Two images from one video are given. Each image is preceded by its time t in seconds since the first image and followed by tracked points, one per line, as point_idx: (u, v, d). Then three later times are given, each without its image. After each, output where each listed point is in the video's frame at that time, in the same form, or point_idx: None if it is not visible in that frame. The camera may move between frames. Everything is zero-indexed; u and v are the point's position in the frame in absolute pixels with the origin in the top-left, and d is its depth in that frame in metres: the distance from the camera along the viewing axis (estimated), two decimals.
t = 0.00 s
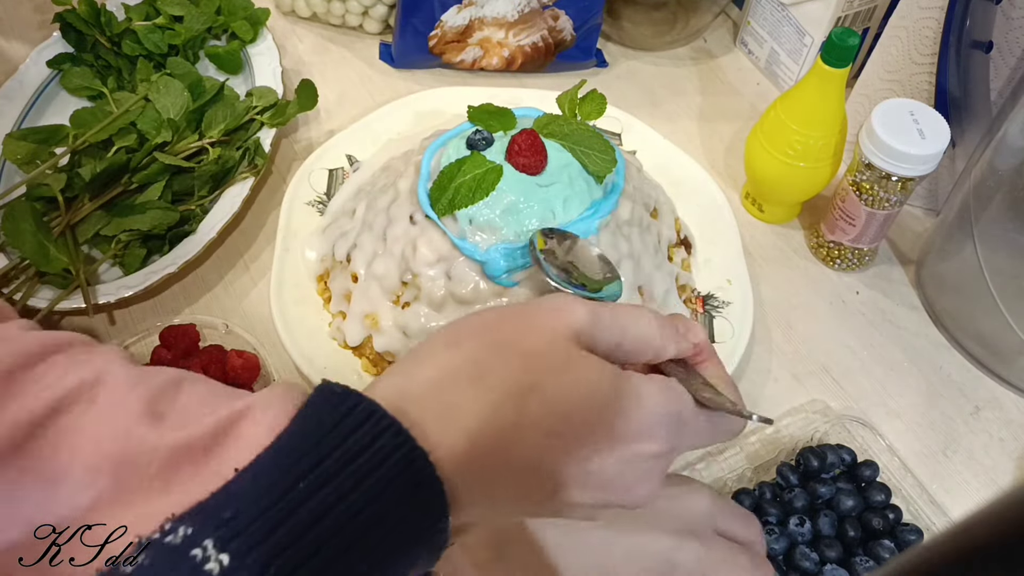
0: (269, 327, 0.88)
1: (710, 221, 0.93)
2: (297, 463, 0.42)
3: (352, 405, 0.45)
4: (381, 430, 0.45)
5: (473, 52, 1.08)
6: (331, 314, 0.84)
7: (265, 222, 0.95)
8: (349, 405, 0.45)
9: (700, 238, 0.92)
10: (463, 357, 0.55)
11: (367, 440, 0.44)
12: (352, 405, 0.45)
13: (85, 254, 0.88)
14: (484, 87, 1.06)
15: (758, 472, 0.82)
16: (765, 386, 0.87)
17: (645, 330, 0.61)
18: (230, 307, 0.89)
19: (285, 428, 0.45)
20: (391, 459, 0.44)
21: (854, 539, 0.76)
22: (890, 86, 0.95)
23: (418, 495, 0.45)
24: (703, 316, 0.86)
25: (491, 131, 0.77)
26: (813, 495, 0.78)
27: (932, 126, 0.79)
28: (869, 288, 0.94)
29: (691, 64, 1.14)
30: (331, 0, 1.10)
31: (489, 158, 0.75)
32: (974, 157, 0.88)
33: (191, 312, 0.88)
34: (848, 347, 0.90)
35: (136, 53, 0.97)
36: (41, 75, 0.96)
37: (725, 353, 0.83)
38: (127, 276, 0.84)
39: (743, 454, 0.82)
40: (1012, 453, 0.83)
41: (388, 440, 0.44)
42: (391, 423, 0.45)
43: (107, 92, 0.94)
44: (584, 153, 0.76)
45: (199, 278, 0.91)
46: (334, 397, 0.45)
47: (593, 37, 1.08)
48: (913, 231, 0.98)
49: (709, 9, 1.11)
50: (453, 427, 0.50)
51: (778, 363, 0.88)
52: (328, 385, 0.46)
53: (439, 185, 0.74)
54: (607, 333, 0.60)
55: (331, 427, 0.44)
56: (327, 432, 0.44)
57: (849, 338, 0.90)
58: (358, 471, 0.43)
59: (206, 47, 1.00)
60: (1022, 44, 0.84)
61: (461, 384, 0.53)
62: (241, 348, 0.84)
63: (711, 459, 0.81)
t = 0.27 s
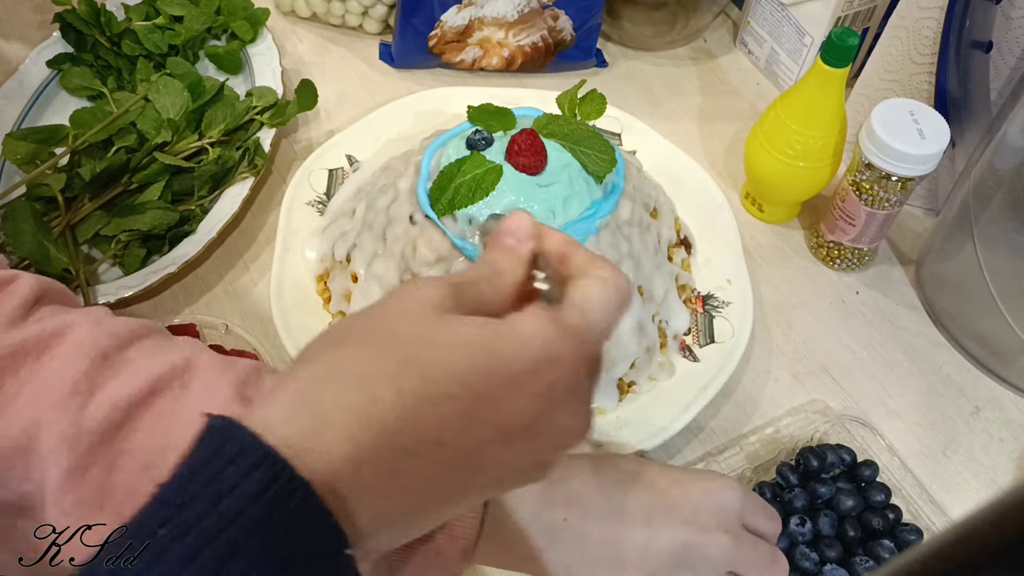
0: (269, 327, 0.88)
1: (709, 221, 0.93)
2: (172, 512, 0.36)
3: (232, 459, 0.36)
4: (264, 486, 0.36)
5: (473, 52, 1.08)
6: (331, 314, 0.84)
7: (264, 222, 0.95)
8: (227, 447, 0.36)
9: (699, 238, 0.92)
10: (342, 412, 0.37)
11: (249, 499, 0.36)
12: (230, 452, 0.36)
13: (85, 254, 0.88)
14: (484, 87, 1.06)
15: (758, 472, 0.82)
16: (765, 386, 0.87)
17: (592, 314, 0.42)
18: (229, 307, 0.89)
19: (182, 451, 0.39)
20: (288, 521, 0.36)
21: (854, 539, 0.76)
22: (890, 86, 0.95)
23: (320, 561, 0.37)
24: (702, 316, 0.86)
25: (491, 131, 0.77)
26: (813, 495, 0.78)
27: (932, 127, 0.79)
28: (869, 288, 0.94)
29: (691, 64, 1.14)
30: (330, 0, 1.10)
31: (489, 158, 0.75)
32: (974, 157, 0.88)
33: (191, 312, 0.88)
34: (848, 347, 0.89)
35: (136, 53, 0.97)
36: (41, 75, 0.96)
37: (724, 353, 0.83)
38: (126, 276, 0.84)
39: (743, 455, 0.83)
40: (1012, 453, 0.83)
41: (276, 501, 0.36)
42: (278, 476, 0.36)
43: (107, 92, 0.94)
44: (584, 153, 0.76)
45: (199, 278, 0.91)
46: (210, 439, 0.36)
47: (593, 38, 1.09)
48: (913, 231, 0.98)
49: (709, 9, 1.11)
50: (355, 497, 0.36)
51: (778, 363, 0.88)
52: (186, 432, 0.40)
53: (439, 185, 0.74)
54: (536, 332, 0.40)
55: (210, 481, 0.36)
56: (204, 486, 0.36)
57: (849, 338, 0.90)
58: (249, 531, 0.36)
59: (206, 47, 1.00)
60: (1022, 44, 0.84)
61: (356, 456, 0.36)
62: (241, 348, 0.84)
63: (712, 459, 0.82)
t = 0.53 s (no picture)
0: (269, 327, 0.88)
1: (710, 221, 0.93)
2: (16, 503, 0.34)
3: (69, 456, 0.34)
4: (109, 479, 0.34)
5: (473, 52, 1.08)
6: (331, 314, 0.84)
7: (265, 222, 0.95)
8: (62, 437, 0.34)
9: (700, 238, 0.92)
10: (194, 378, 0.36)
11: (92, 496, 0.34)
12: (68, 446, 0.34)
13: (85, 254, 0.88)
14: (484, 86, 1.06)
15: (758, 472, 0.81)
16: (765, 386, 0.87)
17: (389, 227, 0.43)
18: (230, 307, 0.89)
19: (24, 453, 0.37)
20: (144, 519, 0.34)
21: (854, 539, 0.76)
22: (890, 86, 0.95)
23: (196, 559, 0.35)
24: (703, 316, 0.86)
25: (491, 131, 0.77)
26: (813, 495, 0.78)
27: (933, 127, 0.79)
28: (869, 288, 0.94)
29: (691, 64, 1.14)
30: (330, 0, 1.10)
31: (489, 158, 0.75)
32: (974, 157, 0.88)
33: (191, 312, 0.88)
34: (848, 347, 0.90)
35: (136, 53, 0.97)
36: (41, 75, 0.96)
37: (724, 353, 0.83)
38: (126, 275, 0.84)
39: (743, 455, 0.82)
40: (1012, 453, 0.83)
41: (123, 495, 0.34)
42: (122, 470, 0.34)
43: (107, 92, 0.94)
44: (584, 153, 0.76)
45: (200, 277, 0.91)
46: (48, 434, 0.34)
47: (593, 38, 1.09)
48: (913, 231, 0.98)
49: (709, 9, 1.11)
50: (220, 476, 0.35)
51: (778, 363, 0.88)
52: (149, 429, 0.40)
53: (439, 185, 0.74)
54: (345, 258, 0.41)
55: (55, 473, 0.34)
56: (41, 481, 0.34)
57: (849, 338, 0.90)
58: (109, 527, 0.34)
59: (206, 47, 1.00)
60: (1022, 44, 0.84)
61: (187, 419, 0.35)
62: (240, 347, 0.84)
63: (712, 459, 0.82)
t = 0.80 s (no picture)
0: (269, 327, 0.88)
1: (710, 221, 0.93)
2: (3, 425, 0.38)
3: (52, 379, 0.38)
4: (89, 397, 0.38)
5: (473, 52, 1.08)
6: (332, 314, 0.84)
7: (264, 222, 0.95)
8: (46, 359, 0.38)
9: (699, 238, 0.92)
10: (146, 302, 0.40)
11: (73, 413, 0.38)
12: (50, 369, 0.38)
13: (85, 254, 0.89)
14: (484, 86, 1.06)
15: (758, 472, 0.81)
16: (765, 386, 0.87)
17: (316, 148, 0.45)
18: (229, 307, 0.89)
19: (5, 394, 0.41)
20: (125, 429, 0.38)
21: (854, 539, 0.76)
22: (890, 86, 0.95)
23: (178, 467, 0.40)
24: (703, 316, 0.86)
25: (491, 131, 0.77)
26: (813, 495, 0.77)
27: (933, 127, 0.79)
28: (869, 288, 0.94)
29: (691, 64, 1.14)
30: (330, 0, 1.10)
31: (489, 158, 0.75)
32: (974, 157, 0.88)
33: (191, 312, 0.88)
34: (848, 347, 0.90)
35: (136, 53, 0.97)
36: (41, 75, 0.96)
37: (724, 354, 0.83)
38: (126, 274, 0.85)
39: (743, 455, 0.82)
40: (1012, 453, 0.83)
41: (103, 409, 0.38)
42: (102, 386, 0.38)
43: (107, 92, 0.94)
44: (584, 154, 0.76)
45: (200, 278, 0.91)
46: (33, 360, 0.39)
47: (593, 37, 1.09)
48: (913, 231, 0.98)
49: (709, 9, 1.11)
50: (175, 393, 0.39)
51: (778, 363, 0.88)
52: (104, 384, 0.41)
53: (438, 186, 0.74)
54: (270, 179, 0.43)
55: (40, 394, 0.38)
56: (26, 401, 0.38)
57: (849, 338, 0.90)
58: (91, 443, 0.38)
59: (206, 47, 1.00)
60: (1022, 44, 0.84)
61: (147, 335, 0.39)
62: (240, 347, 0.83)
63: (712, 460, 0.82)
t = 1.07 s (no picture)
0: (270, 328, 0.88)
1: (710, 221, 0.93)
2: None
3: None
4: None
5: (473, 52, 1.08)
6: (331, 314, 0.85)
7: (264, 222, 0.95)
8: None
9: (699, 238, 0.92)
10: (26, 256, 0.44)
11: None
12: None
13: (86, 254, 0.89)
14: (484, 86, 1.06)
15: (758, 472, 0.81)
16: (765, 386, 0.87)
17: (188, 108, 0.50)
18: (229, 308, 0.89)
19: None
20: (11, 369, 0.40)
21: (854, 539, 0.75)
22: (890, 86, 0.95)
23: (71, 401, 0.41)
24: (703, 316, 0.86)
25: (491, 131, 0.77)
26: (813, 495, 0.77)
27: (933, 127, 0.79)
28: (869, 288, 0.94)
29: (691, 64, 1.14)
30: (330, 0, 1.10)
31: (489, 158, 0.75)
32: (974, 157, 0.88)
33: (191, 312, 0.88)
34: (848, 347, 0.90)
35: (136, 53, 0.97)
36: (41, 75, 0.96)
37: (724, 354, 0.83)
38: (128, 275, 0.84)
39: (742, 455, 0.82)
40: (1012, 453, 0.83)
41: None
42: None
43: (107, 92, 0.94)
44: (584, 154, 0.76)
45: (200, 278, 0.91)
46: None
47: (593, 37, 1.09)
48: (912, 231, 0.98)
49: (709, 9, 1.11)
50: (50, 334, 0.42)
51: (778, 363, 0.88)
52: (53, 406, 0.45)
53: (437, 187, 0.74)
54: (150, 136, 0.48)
55: None
56: None
57: (849, 338, 0.90)
58: None
59: (206, 47, 1.00)
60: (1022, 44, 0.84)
61: (15, 285, 0.43)
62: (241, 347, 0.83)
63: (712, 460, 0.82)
